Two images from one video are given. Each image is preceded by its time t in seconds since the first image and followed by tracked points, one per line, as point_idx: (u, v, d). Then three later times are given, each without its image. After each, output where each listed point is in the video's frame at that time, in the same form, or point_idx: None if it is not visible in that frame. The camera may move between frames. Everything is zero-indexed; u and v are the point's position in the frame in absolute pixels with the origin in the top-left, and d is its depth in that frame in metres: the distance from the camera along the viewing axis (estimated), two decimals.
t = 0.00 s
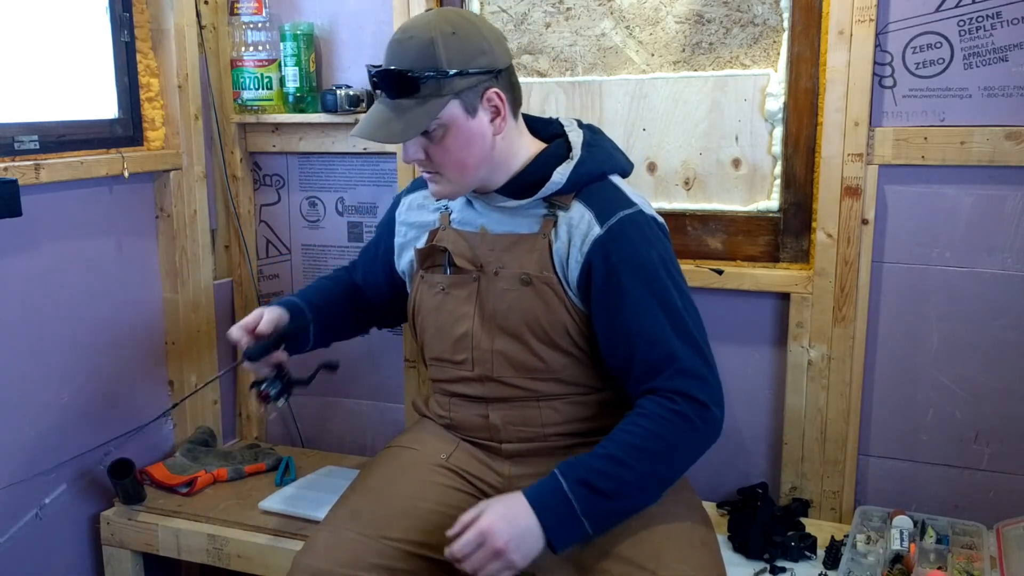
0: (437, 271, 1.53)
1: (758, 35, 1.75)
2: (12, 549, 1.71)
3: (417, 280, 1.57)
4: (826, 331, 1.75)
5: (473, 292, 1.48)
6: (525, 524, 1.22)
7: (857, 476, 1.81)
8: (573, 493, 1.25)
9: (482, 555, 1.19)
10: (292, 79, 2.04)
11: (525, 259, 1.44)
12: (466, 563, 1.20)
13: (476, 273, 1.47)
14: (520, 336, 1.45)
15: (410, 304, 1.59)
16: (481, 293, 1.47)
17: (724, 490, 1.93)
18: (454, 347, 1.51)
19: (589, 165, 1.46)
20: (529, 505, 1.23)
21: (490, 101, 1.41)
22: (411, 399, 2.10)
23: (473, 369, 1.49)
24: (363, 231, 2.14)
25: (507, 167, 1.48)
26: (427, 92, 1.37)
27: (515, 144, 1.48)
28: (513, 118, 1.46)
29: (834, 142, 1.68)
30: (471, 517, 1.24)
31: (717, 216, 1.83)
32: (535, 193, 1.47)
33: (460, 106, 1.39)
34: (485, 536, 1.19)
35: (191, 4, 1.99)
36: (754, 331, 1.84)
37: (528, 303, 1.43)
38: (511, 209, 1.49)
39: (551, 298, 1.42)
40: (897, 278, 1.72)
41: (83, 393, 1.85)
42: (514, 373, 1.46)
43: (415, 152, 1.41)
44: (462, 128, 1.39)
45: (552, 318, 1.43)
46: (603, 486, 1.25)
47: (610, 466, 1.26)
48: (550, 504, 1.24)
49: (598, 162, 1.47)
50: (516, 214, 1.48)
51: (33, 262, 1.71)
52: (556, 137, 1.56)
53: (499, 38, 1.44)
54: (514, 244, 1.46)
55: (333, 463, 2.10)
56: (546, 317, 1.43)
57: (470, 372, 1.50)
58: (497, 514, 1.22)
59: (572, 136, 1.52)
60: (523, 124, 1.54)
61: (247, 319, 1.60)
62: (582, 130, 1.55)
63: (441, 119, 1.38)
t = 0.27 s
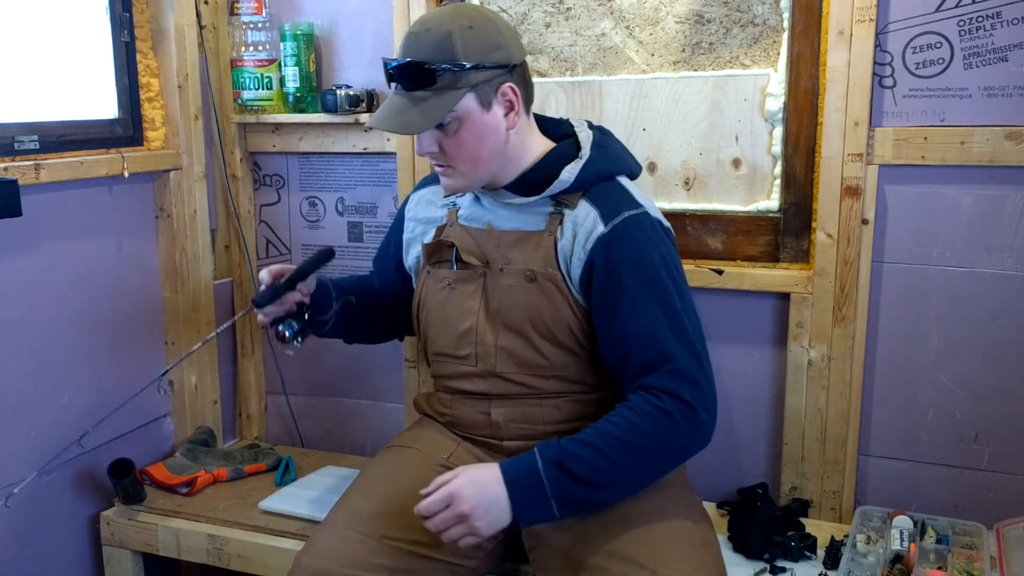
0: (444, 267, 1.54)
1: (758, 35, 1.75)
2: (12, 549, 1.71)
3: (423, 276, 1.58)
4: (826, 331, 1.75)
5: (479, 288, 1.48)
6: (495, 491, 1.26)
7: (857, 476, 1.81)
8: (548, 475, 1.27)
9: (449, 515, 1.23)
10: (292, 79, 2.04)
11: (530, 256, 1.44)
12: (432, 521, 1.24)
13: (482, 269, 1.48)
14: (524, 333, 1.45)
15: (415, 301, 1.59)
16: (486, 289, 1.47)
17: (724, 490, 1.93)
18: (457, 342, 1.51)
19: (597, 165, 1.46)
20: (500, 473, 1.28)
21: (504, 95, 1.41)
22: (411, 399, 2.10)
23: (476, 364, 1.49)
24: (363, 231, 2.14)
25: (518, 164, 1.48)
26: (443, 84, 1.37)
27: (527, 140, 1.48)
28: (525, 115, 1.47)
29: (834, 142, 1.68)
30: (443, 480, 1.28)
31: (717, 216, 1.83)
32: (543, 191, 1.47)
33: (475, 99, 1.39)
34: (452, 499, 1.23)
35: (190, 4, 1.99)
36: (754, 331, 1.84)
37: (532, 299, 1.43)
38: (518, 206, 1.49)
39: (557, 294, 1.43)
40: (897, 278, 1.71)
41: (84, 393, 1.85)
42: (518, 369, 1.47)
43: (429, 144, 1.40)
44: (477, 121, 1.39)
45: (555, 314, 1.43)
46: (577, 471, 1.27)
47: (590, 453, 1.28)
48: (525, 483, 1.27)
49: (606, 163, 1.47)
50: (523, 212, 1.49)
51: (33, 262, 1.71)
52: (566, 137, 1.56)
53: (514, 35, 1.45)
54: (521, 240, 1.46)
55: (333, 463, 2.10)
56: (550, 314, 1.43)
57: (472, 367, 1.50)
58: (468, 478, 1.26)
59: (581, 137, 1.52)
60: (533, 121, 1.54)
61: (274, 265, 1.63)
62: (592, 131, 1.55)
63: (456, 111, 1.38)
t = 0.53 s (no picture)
0: (450, 263, 1.54)
1: (758, 35, 1.75)
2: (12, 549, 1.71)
3: (429, 273, 1.58)
4: (826, 331, 1.75)
5: (485, 285, 1.49)
6: (474, 474, 1.27)
7: (857, 476, 1.81)
8: (527, 461, 1.28)
9: (425, 496, 1.25)
10: (292, 79, 2.04)
11: (536, 254, 1.45)
12: (409, 499, 1.27)
13: (488, 266, 1.49)
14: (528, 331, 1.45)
15: (420, 297, 1.59)
16: (491, 286, 1.48)
17: (724, 490, 1.92)
18: (462, 339, 1.51)
19: (604, 166, 1.46)
20: (482, 455, 1.29)
21: (518, 90, 1.42)
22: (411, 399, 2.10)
23: (480, 361, 1.49)
24: (363, 231, 2.14)
25: (529, 160, 1.48)
26: (458, 78, 1.38)
27: (538, 137, 1.49)
28: (537, 112, 1.47)
29: (834, 142, 1.68)
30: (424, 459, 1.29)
31: (717, 216, 1.83)
32: (550, 189, 1.47)
33: (489, 93, 1.39)
34: (430, 478, 1.25)
35: (190, 4, 1.99)
36: (754, 331, 1.84)
37: (536, 297, 1.44)
38: (526, 204, 1.49)
39: (563, 293, 1.43)
40: (897, 278, 1.71)
41: (84, 393, 1.85)
42: (521, 368, 1.47)
43: (442, 138, 1.41)
44: (491, 116, 1.40)
45: (559, 314, 1.43)
46: (555, 462, 1.27)
47: (570, 444, 1.28)
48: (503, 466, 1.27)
49: (613, 164, 1.47)
50: (530, 210, 1.49)
51: (33, 262, 1.71)
52: (575, 137, 1.56)
53: (528, 32, 1.46)
54: (528, 239, 1.46)
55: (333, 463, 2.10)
56: (555, 313, 1.43)
57: (476, 364, 1.50)
58: (448, 460, 1.27)
59: (590, 137, 1.52)
60: (543, 117, 1.54)
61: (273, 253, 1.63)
62: (601, 132, 1.55)
63: (471, 105, 1.38)
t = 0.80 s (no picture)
0: (456, 262, 1.54)
1: (758, 35, 1.75)
2: (12, 549, 1.71)
3: (434, 271, 1.58)
4: (826, 331, 1.75)
5: (491, 284, 1.49)
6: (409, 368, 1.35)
7: (857, 476, 1.81)
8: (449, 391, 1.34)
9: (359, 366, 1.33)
10: (292, 79, 2.04)
11: (539, 254, 1.46)
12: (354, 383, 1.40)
13: (494, 266, 1.49)
14: (534, 330, 1.46)
15: (425, 295, 1.59)
16: (497, 285, 1.48)
17: (724, 490, 1.92)
18: (466, 338, 1.50)
19: (609, 166, 1.46)
20: (424, 361, 1.36)
21: (529, 88, 1.42)
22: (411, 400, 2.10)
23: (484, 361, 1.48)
24: (363, 231, 2.14)
25: (539, 157, 1.49)
26: (471, 75, 1.38)
27: (548, 135, 1.50)
28: (548, 110, 1.48)
29: (834, 142, 1.68)
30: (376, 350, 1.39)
31: (717, 216, 1.83)
32: (555, 190, 1.48)
33: (502, 91, 1.40)
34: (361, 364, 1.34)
35: (190, 4, 1.99)
36: (754, 331, 1.84)
37: (542, 297, 1.45)
38: (531, 204, 1.50)
39: (563, 292, 1.44)
40: (897, 278, 1.71)
41: (84, 393, 1.85)
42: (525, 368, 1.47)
43: (454, 136, 1.41)
44: (504, 114, 1.40)
45: (562, 313, 1.45)
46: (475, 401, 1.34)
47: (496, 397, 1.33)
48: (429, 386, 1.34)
49: (618, 164, 1.47)
50: (534, 211, 1.50)
51: (33, 262, 1.71)
52: (583, 137, 1.56)
53: (538, 30, 1.47)
54: (529, 238, 1.47)
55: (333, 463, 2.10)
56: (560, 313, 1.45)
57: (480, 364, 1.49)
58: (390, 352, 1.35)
59: (597, 137, 1.53)
60: (551, 117, 1.54)
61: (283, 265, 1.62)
62: (609, 132, 1.55)
63: (483, 103, 1.39)
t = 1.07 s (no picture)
0: (453, 261, 1.56)
1: (758, 35, 1.75)
2: (12, 549, 1.71)
3: (432, 270, 1.59)
4: (826, 331, 1.75)
5: (487, 283, 1.49)
6: (388, 327, 1.40)
7: (857, 476, 1.81)
8: (422, 354, 1.37)
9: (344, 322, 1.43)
10: (292, 79, 2.04)
11: (530, 254, 1.46)
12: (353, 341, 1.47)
13: (489, 266, 1.49)
14: (528, 330, 1.47)
15: (423, 294, 1.59)
16: (492, 285, 1.49)
17: (724, 490, 1.92)
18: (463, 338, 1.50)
19: (606, 166, 1.46)
20: (407, 322, 1.41)
21: (531, 88, 1.43)
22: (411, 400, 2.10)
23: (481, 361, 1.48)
24: (363, 232, 2.14)
25: (538, 157, 1.49)
26: (474, 74, 1.38)
27: (548, 135, 1.50)
28: (549, 110, 1.48)
29: (834, 142, 1.68)
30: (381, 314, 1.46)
31: (717, 216, 1.83)
32: (550, 191, 1.48)
33: (503, 90, 1.40)
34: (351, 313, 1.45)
35: (190, 4, 1.99)
36: (754, 331, 1.84)
37: (535, 297, 1.45)
38: (527, 205, 1.50)
39: (553, 292, 1.45)
40: (897, 278, 1.71)
41: (84, 393, 1.85)
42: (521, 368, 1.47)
43: (454, 134, 1.42)
44: (505, 113, 1.40)
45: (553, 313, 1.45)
46: (445, 378, 1.35)
47: (465, 373, 1.35)
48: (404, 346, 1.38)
49: (614, 164, 1.46)
50: (530, 211, 1.50)
51: (33, 261, 1.71)
52: (583, 138, 1.56)
53: (542, 31, 1.47)
54: (521, 238, 1.47)
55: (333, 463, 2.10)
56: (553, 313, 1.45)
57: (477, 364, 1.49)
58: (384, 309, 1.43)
59: (596, 137, 1.53)
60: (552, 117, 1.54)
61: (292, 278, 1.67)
62: (607, 132, 1.55)
63: (485, 102, 1.39)
